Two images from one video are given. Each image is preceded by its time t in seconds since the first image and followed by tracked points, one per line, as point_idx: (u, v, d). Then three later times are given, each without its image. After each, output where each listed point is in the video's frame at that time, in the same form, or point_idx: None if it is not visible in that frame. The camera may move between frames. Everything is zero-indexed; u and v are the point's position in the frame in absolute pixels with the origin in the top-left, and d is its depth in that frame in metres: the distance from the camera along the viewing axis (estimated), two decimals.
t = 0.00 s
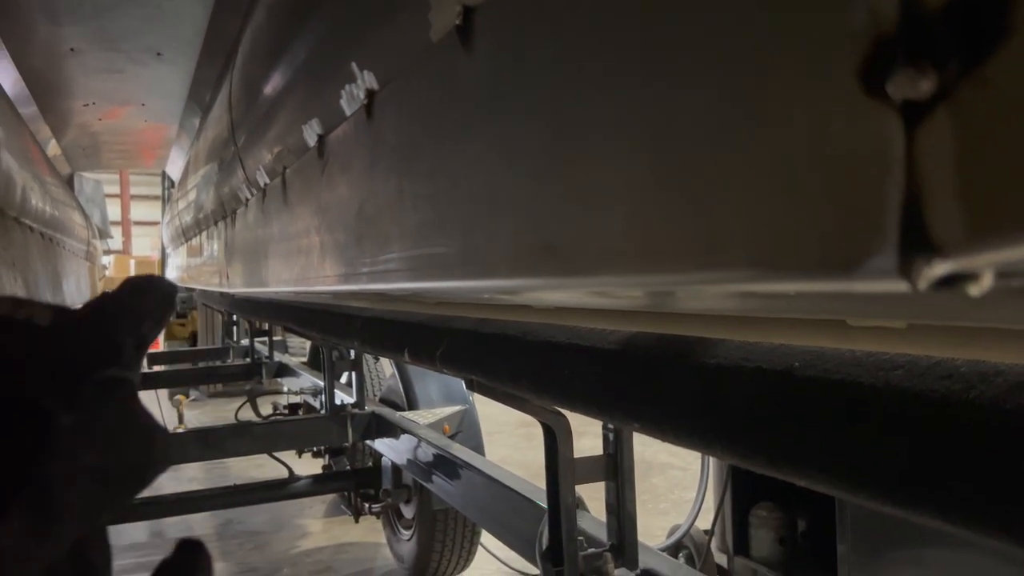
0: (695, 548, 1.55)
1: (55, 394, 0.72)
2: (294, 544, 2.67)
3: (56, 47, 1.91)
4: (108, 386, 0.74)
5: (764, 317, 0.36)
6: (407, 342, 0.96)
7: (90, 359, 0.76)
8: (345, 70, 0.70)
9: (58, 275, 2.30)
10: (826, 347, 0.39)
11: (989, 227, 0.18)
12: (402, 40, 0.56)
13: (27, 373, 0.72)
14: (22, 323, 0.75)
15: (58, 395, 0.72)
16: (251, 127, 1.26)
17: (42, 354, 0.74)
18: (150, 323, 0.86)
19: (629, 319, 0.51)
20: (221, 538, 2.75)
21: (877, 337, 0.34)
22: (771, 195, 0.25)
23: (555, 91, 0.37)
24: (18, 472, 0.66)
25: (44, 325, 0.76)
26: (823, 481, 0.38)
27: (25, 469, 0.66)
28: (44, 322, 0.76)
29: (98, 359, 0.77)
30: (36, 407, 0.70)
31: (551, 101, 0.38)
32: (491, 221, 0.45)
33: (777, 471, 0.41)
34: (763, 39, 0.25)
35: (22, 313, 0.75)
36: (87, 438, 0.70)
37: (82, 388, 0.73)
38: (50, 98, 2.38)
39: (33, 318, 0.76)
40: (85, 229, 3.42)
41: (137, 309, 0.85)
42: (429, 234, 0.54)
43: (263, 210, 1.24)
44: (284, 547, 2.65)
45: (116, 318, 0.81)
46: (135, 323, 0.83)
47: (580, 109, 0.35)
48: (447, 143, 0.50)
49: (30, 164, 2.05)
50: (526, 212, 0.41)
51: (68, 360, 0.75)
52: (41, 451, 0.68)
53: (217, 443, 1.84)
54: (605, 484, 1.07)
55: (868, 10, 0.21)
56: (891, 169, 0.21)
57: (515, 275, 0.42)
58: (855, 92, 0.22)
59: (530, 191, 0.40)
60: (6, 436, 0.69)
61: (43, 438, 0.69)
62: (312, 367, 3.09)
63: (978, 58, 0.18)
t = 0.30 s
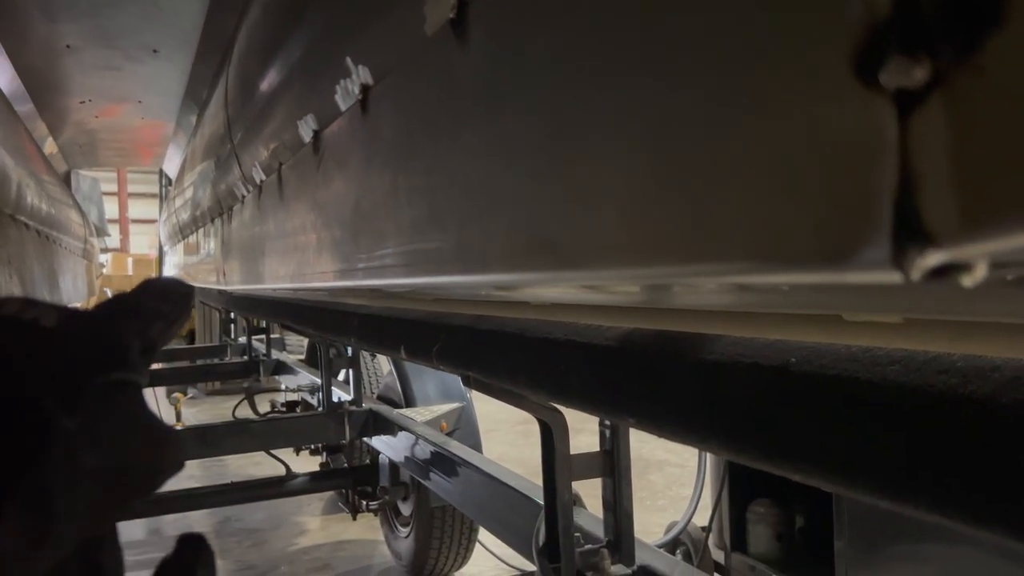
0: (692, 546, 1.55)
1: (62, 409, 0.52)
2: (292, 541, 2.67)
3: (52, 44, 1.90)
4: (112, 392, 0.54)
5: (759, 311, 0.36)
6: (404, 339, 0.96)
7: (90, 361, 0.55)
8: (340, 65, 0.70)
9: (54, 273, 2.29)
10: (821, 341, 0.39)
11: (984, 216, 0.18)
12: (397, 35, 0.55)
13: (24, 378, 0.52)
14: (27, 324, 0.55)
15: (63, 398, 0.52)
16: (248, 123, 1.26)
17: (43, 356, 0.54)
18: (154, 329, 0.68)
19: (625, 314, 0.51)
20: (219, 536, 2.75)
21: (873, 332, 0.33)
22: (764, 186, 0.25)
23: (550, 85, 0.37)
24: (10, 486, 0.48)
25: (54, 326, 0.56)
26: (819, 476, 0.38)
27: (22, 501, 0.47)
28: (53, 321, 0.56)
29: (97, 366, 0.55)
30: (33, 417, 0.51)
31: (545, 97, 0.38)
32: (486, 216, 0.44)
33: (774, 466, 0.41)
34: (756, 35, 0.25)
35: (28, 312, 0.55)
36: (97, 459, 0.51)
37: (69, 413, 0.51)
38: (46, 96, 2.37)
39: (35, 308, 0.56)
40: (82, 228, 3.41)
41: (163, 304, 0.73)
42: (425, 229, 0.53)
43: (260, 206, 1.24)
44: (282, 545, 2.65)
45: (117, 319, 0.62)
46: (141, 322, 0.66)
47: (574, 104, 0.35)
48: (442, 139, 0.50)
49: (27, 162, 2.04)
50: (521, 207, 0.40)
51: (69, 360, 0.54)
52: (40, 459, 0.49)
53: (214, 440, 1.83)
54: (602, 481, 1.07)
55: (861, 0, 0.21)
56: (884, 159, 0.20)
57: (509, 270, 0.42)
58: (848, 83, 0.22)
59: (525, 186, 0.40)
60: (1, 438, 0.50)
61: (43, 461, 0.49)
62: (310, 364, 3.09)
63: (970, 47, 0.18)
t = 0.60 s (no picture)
0: (688, 543, 1.55)
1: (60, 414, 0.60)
2: (288, 539, 2.67)
3: (47, 41, 1.90)
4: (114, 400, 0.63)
5: (752, 309, 0.36)
6: (400, 337, 0.96)
7: (96, 366, 0.65)
8: (335, 62, 0.70)
9: (50, 271, 2.29)
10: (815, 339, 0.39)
11: (972, 214, 0.18)
12: (391, 32, 0.55)
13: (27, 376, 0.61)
14: (31, 335, 0.63)
15: (63, 399, 0.61)
16: (243, 121, 1.26)
17: (46, 355, 0.63)
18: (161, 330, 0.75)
19: (621, 311, 0.51)
20: (215, 534, 2.75)
21: (866, 329, 0.33)
22: (755, 184, 0.25)
23: (544, 84, 0.37)
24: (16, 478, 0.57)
25: (58, 336, 0.64)
26: (812, 474, 0.38)
27: (24, 483, 0.57)
28: (59, 330, 0.64)
29: (104, 371, 0.65)
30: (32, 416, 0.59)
31: (541, 96, 0.37)
32: (481, 213, 0.44)
33: (768, 464, 0.41)
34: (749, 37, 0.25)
35: (35, 323, 0.63)
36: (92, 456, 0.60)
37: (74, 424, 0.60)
38: (42, 93, 2.36)
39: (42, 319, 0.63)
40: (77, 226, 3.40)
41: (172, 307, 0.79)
42: (419, 227, 0.53)
43: (255, 204, 1.24)
44: (279, 543, 2.65)
45: (124, 322, 0.71)
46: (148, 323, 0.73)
47: (570, 102, 0.35)
48: (436, 137, 0.50)
49: (22, 160, 2.04)
50: (515, 205, 0.40)
51: (70, 360, 0.63)
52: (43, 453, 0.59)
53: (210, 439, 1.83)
54: (599, 479, 1.07)
55: None
56: (874, 156, 0.20)
57: (504, 268, 0.42)
58: (839, 82, 0.22)
59: (519, 185, 0.40)
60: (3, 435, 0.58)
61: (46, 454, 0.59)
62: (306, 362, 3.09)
63: (958, 45, 0.18)
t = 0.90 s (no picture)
0: (685, 541, 1.56)
1: (50, 418, 0.73)
2: (285, 538, 2.67)
3: (42, 39, 1.89)
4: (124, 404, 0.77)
5: (748, 307, 0.36)
6: (396, 336, 0.96)
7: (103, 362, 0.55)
8: (330, 60, 0.70)
9: (45, 270, 2.28)
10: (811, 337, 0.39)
11: (964, 210, 0.18)
12: (387, 29, 0.55)
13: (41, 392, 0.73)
14: (33, 334, 0.73)
15: (55, 411, 0.73)
16: (239, 118, 1.25)
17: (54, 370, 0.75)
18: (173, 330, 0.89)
19: (617, 310, 0.51)
20: (212, 533, 2.75)
21: (863, 328, 0.34)
22: (747, 181, 0.25)
23: (539, 81, 0.37)
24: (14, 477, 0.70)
25: (56, 337, 0.75)
26: (806, 472, 0.38)
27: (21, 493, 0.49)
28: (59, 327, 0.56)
29: (97, 377, 0.78)
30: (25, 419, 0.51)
31: (536, 94, 0.37)
32: (477, 212, 0.44)
33: (763, 462, 0.41)
34: (743, 35, 0.25)
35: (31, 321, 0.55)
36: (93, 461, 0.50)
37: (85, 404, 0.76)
38: (37, 92, 2.36)
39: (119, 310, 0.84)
40: (73, 224, 3.39)
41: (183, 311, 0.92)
42: (415, 225, 0.53)
43: (251, 202, 1.23)
44: (276, 541, 2.65)
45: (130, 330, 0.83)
46: (155, 328, 0.86)
47: (565, 100, 0.35)
48: (432, 134, 0.49)
49: (17, 159, 2.03)
50: (510, 203, 0.40)
51: (69, 375, 0.76)
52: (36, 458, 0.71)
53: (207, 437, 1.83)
54: (594, 477, 1.07)
55: None
56: (866, 153, 0.21)
57: (499, 265, 0.42)
58: (831, 80, 0.22)
59: (515, 183, 0.40)
60: None
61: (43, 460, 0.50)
62: (303, 361, 3.09)
63: (951, 43, 0.18)
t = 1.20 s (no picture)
0: (681, 539, 1.56)
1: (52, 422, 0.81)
2: (282, 536, 2.67)
3: (37, 37, 1.89)
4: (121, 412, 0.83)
5: (743, 304, 0.36)
6: (392, 333, 0.96)
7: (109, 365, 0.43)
8: (324, 56, 0.69)
9: (40, 267, 2.27)
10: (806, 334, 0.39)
11: (957, 203, 0.18)
12: (381, 24, 0.55)
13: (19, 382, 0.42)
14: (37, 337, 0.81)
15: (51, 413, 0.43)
16: (234, 115, 1.25)
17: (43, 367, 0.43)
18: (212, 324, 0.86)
19: (612, 307, 0.51)
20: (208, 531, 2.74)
21: (858, 323, 0.33)
22: (741, 175, 0.25)
23: (533, 77, 0.37)
24: None
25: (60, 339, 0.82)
26: (803, 468, 0.38)
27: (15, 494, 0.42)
28: (63, 326, 0.43)
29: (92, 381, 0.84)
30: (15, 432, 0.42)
31: (531, 89, 0.37)
32: (471, 207, 0.44)
33: (760, 459, 0.41)
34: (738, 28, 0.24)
35: (29, 318, 0.42)
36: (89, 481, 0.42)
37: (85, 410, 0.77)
38: (32, 89, 2.35)
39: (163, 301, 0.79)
40: (69, 222, 3.37)
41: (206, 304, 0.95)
42: (409, 221, 0.53)
43: (246, 199, 1.23)
44: (272, 539, 2.65)
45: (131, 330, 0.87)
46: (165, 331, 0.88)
47: (560, 95, 0.35)
48: (425, 130, 0.49)
49: (11, 156, 2.02)
50: (504, 199, 0.40)
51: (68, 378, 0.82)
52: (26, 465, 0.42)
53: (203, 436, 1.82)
54: (590, 475, 1.07)
55: None
56: (860, 146, 0.20)
57: (493, 262, 0.41)
58: (825, 72, 0.21)
59: (509, 179, 0.40)
60: None
61: (38, 474, 0.42)
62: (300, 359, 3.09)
63: (945, 33, 0.18)
